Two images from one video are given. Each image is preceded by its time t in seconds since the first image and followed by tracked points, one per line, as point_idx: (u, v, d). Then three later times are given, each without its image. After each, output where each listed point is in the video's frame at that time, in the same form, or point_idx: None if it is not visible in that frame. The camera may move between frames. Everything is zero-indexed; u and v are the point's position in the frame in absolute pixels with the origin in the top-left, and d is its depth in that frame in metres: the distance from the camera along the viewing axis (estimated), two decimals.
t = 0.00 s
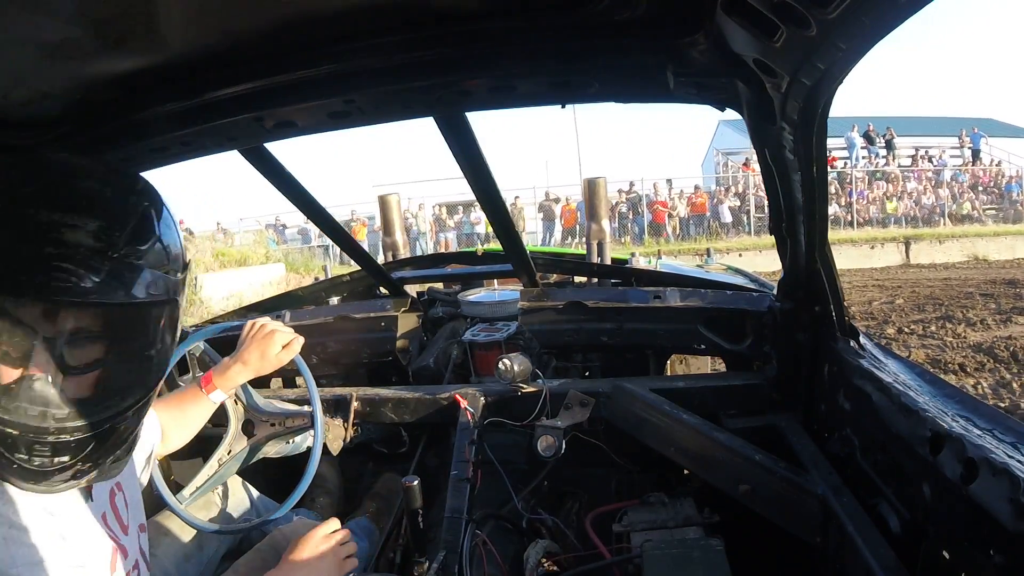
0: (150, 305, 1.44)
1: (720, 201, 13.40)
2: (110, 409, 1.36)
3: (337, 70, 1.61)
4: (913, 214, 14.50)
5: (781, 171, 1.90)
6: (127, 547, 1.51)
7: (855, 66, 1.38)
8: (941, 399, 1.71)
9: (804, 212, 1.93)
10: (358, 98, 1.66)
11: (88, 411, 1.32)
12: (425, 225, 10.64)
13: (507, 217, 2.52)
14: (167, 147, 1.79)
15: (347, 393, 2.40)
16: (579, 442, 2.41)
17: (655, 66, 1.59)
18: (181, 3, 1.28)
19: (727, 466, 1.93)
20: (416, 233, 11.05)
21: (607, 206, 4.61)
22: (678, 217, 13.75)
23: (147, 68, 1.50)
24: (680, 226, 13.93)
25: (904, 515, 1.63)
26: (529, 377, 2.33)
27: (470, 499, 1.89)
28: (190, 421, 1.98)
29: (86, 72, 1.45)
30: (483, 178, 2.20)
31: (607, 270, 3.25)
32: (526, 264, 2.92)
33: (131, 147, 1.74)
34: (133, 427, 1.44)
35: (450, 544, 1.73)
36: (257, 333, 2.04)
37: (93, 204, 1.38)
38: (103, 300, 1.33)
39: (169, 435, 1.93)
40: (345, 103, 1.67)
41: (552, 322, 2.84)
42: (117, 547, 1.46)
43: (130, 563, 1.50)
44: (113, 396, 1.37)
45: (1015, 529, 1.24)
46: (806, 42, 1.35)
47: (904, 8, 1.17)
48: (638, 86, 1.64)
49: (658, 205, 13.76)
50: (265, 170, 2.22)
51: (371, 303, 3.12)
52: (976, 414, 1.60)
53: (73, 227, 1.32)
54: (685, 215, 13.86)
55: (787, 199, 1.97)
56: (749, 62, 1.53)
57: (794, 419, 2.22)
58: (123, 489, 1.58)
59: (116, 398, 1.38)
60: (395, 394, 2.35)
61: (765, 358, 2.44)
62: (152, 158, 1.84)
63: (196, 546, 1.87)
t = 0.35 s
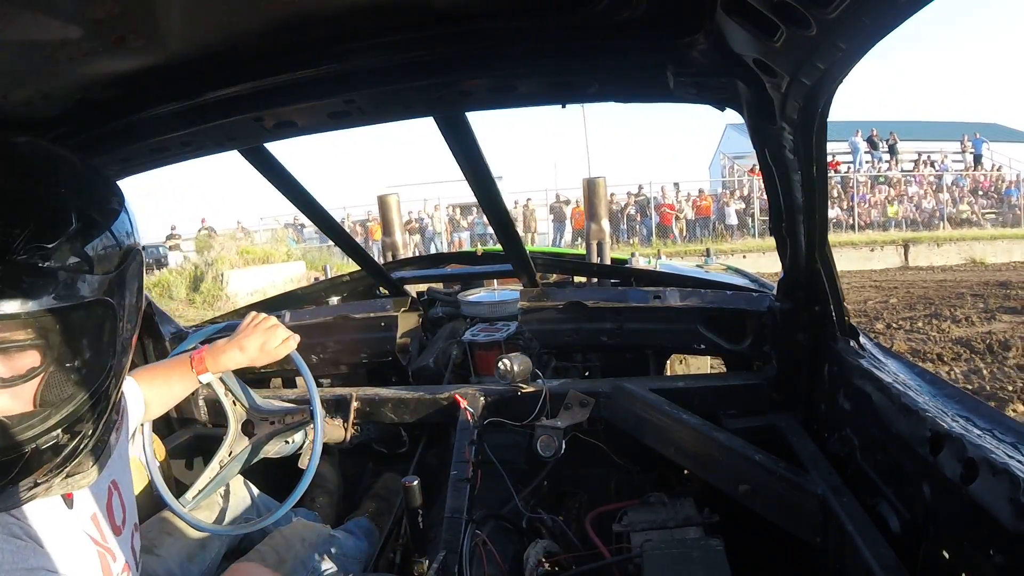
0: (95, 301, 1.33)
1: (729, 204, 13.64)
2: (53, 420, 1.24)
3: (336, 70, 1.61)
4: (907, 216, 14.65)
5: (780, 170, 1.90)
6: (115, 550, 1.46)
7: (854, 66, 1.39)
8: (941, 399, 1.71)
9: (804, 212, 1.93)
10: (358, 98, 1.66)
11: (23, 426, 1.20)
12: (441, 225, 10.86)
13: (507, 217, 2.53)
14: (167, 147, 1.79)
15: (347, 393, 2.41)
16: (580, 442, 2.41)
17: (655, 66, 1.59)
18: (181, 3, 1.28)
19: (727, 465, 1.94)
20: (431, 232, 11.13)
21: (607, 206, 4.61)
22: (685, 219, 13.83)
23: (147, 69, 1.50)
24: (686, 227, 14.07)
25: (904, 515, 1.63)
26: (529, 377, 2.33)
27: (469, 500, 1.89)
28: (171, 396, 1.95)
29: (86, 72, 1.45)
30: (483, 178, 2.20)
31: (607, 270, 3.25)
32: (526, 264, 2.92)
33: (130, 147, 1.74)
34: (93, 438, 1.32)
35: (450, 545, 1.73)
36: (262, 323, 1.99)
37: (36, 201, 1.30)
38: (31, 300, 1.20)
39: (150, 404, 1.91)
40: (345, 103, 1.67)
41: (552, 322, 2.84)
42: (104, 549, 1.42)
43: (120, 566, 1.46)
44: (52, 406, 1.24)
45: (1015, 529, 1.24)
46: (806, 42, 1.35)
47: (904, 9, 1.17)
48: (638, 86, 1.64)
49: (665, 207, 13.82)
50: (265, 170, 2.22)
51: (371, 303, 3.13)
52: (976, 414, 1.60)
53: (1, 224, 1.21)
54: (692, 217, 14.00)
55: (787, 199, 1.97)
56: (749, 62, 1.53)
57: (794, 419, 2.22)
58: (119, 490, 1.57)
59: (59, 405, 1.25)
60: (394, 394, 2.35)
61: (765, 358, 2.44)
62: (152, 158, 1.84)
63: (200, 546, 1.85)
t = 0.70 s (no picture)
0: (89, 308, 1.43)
1: (726, 202, 13.46)
2: (49, 425, 1.35)
3: (336, 70, 1.61)
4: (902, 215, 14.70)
5: (781, 171, 1.90)
6: (111, 549, 1.61)
7: (855, 66, 1.39)
8: (942, 399, 1.71)
9: (805, 212, 1.93)
10: (358, 98, 1.66)
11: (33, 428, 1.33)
12: (448, 222, 10.94)
13: (508, 217, 2.53)
14: (166, 147, 1.79)
15: (347, 393, 2.41)
16: (579, 442, 2.41)
17: (654, 67, 1.59)
18: (180, 3, 1.28)
19: (727, 465, 1.94)
20: (441, 227, 11.16)
21: (607, 206, 4.60)
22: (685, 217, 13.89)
23: (147, 69, 1.50)
24: (685, 225, 14.05)
25: (904, 515, 1.63)
26: (529, 378, 2.33)
27: (469, 500, 1.89)
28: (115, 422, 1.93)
29: (85, 72, 1.45)
30: (483, 178, 2.20)
31: (607, 270, 3.25)
32: (526, 264, 2.92)
33: (130, 147, 1.74)
34: (90, 443, 1.44)
35: (450, 545, 1.73)
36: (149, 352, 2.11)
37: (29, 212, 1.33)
38: (27, 303, 1.29)
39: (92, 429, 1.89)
40: (345, 103, 1.67)
41: (552, 323, 2.84)
42: (100, 551, 1.57)
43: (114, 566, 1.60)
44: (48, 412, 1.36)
45: (1015, 529, 1.24)
46: (806, 42, 1.35)
47: (904, 9, 1.17)
48: (638, 86, 1.64)
49: (663, 205, 14.00)
50: (265, 169, 2.21)
51: (371, 303, 3.12)
52: (975, 414, 1.60)
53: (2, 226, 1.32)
54: (689, 215, 14.01)
55: (787, 199, 1.97)
56: (749, 62, 1.53)
57: (794, 419, 2.22)
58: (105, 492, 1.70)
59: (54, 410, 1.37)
60: (394, 394, 2.35)
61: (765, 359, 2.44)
62: (151, 158, 1.84)
63: (194, 544, 1.86)
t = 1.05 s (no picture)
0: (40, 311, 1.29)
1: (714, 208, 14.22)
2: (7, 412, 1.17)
3: (337, 70, 1.61)
4: (868, 217, 14.92)
5: (781, 171, 1.90)
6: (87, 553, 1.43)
7: (855, 66, 1.39)
8: (942, 399, 1.71)
9: (805, 212, 1.93)
10: (358, 98, 1.65)
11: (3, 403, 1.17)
12: (431, 230, 10.82)
13: (507, 217, 2.53)
14: (168, 147, 1.79)
15: (348, 393, 2.41)
16: (579, 442, 2.41)
17: (654, 67, 1.59)
18: (181, 3, 1.28)
19: (726, 465, 1.94)
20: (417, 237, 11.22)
21: (607, 206, 4.60)
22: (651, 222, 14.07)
23: (147, 69, 1.50)
24: (652, 231, 14.12)
25: (904, 515, 1.63)
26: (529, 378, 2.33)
27: (469, 500, 1.89)
28: (134, 451, 1.97)
29: (86, 72, 1.46)
30: (482, 178, 2.20)
31: (607, 270, 3.25)
32: (526, 264, 2.92)
33: (132, 147, 1.74)
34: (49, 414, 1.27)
35: (449, 545, 1.73)
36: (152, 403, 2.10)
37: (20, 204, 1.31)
38: None
39: (112, 462, 1.93)
40: (345, 102, 1.67)
41: (552, 323, 2.84)
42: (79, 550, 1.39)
43: (94, 568, 1.42)
44: None
45: (1015, 530, 1.24)
46: (806, 42, 1.36)
47: (903, 8, 1.17)
48: (638, 86, 1.64)
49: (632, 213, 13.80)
50: (265, 170, 2.22)
51: (371, 303, 3.12)
52: (976, 414, 1.60)
53: None
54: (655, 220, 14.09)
55: (787, 199, 1.97)
56: (749, 62, 1.53)
57: (794, 419, 2.22)
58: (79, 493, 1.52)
59: (3, 403, 1.17)
60: (394, 394, 2.35)
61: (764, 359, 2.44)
62: (153, 158, 1.84)
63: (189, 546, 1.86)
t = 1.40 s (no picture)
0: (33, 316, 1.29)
1: (717, 208, 14.27)
2: None
3: (337, 70, 1.61)
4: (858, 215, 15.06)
5: (780, 171, 1.90)
6: (76, 536, 1.40)
7: (855, 65, 1.40)
8: (942, 399, 1.71)
9: (805, 212, 1.93)
10: (358, 98, 1.65)
11: None
12: (434, 227, 10.83)
13: (507, 217, 2.53)
14: (168, 147, 1.78)
15: (348, 393, 2.41)
16: (579, 442, 2.41)
17: (654, 67, 1.59)
18: (181, 3, 1.28)
19: (727, 465, 1.94)
20: (424, 232, 11.33)
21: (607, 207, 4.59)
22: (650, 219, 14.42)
23: (147, 69, 1.50)
24: (652, 229, 14.50)
25: (904, 515, 1.63)
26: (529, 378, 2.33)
27: (469, 499, 1.89)
28: (138, 470, 1.92)
29: (86, 72, 1.45)
30: (482, 178, 2.20)
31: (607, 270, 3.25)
32: (526, 264, 2.92)
33: (131, 147, 1.74)
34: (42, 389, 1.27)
35: (449, 544, 1.73)
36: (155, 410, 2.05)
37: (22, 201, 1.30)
38: None
39: (114, 478, 1.87)
40: (345, 103, 1.66)
41: (551, 323, 2.84)
42: (65, 533, 1.35)
43: (82, 552, 1.41)
44: None
45: (1015, 529, 1.24)
46: (806, 42, 1.36)
47: (904, 8, 1.18)
48: (638, 86, 1.64)
49: (634, 210, 14.27)
50: (265, 170, 2.22)
51: (371, 303, 3.12)
52: (975, 414, 1.60)
53: None
54: (655, 215, 14.51)
55: (787, 199, 1.97)
56: (749, 62, 1.53)
57: (794, 419, 2.22)
58: (68, 476, 1.50)
59: None
60: (394, 394, 2.35)
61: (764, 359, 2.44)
62: (153, 159, 1.84)
63: (191, 546, 1.87)
